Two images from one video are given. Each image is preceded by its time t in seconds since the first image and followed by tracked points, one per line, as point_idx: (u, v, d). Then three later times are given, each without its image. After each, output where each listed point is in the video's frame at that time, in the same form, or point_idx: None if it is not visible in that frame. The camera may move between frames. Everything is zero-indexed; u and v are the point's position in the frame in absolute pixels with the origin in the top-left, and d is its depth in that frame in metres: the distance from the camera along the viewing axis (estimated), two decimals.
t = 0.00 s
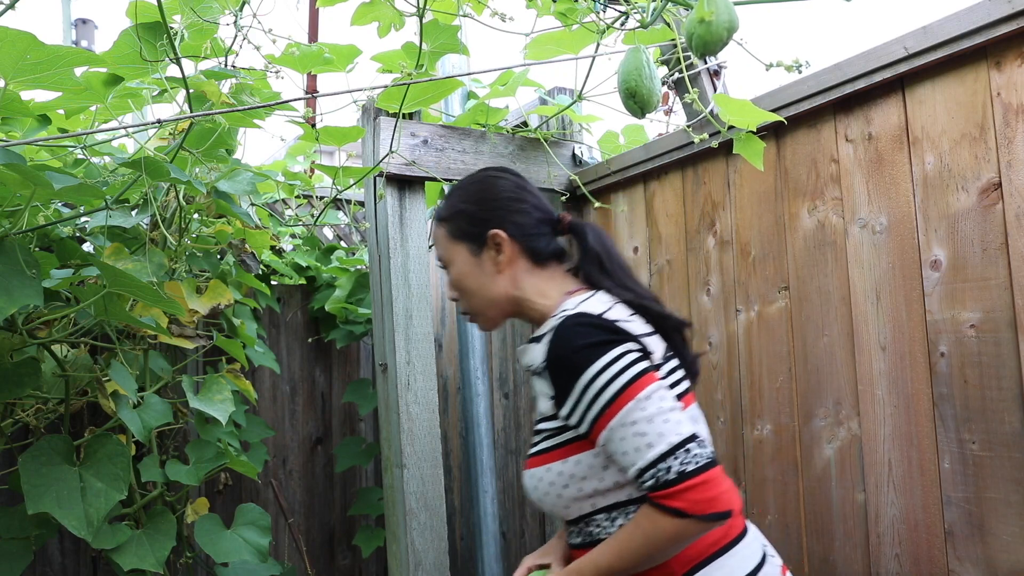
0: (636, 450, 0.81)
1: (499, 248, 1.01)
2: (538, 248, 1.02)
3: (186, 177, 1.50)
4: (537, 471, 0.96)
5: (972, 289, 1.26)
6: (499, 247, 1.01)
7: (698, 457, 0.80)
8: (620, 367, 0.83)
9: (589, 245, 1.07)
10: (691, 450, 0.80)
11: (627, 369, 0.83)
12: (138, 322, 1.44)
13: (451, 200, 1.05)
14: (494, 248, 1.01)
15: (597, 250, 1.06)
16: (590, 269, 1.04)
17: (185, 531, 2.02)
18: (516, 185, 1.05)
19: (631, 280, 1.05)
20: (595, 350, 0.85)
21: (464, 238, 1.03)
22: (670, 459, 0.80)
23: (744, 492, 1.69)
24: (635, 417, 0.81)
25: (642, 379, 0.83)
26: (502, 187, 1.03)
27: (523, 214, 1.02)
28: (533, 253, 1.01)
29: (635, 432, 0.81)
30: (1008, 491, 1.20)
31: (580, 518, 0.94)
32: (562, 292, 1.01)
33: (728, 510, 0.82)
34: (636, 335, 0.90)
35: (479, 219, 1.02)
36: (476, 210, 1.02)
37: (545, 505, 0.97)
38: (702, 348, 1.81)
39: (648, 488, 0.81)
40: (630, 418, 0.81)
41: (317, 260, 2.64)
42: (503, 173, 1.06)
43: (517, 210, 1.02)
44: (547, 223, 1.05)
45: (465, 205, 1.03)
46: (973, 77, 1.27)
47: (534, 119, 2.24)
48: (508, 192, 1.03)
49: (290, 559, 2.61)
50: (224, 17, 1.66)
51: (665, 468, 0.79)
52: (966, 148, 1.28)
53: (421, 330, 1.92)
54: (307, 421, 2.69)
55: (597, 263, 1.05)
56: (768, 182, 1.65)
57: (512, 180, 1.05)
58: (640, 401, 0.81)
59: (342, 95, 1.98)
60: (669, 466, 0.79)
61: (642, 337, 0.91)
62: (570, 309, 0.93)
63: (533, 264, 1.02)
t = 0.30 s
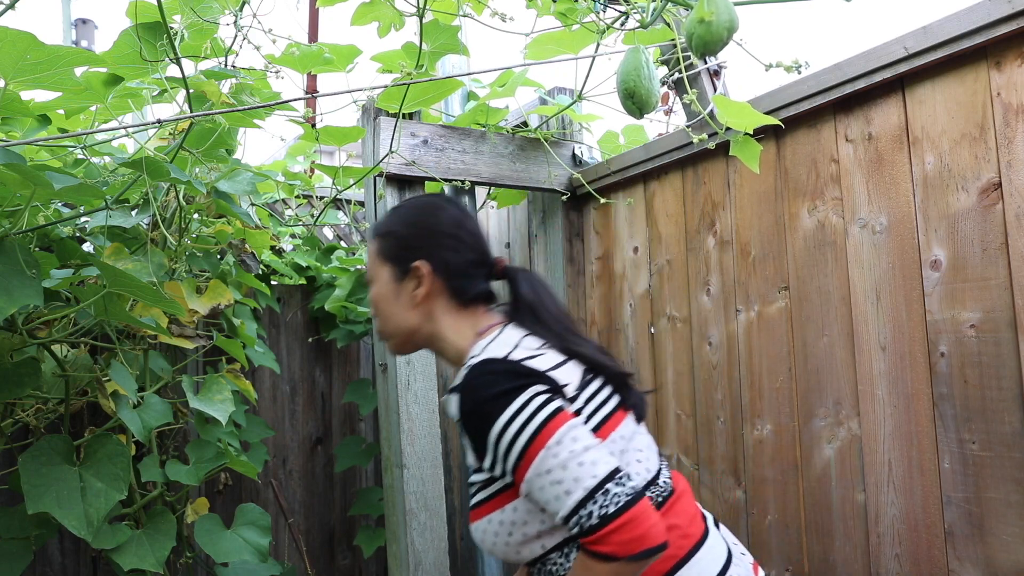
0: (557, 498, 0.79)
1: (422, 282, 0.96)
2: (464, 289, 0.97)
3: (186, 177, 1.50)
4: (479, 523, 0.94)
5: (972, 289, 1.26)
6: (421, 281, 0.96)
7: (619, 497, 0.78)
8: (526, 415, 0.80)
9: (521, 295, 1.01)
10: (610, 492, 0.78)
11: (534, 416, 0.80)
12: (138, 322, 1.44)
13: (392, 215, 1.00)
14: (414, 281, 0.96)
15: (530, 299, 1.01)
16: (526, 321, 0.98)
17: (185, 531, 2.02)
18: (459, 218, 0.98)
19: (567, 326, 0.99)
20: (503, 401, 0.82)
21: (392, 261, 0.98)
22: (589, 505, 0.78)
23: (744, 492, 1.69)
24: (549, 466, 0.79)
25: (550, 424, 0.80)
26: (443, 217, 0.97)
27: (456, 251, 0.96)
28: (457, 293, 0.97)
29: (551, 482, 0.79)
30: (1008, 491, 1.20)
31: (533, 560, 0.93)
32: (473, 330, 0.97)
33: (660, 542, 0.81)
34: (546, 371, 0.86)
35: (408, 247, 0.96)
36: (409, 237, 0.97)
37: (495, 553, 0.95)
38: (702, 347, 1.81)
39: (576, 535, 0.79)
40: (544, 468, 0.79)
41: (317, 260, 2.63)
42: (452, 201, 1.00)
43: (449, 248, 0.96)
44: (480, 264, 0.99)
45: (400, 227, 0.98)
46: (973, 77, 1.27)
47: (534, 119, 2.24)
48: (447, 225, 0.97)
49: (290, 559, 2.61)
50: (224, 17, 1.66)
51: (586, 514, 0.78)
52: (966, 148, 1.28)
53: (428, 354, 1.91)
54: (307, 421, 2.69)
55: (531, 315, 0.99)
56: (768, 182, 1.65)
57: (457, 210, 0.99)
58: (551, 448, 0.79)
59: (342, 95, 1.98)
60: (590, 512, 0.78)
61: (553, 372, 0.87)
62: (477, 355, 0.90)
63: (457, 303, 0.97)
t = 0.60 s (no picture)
0: (546, 512, 0.86)
1: (374, 298, 1.04)
2: (416, 293, 1.05)
3: (186, 177, 1.50)
4: (466, 538, 1.01)
5: (972, 290, 1.26)
6: (373, 294, 1.03)
7: (608, 511, 0.85)
8: (511, 431, 0.87)
9: (463, 289, 1.08)
10: (598, 505, 0.85)
11: (520, 431, 0.86)
12: (138, 322, 1.44)
13: (335, 233, 1.07)
14: (367, 298, 1.04)
15: (472, 291, 1.07)
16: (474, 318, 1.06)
17: (185, 531, 2.02)
18: (401, 231, 1.07)
19: (511, 311, 1.07)
20: (487, 414, 0.88)
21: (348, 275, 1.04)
22: (579, 520, 0.84)
23: (744, 492, 1.69)
24: (537, 481, 0.85)
25: (537, 438, 0.86)
26: (388, 232, 1.06)
27: (403, 262, 1.04)
28: (410, 298, 1.05)
29: (540, 495, 0.86)
30: (1008, 491, 1.20)
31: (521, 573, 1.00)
32: (444, 339, 1.05)
33: (651, 555, 0.88)
34: (527, 382, 0.93)
35: (358, 263, 1.04)
36: (353, 255, 1.04)
37: (484, 567, 1.02)
38: (702, 347, 1.81)
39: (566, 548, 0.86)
40: (532, 482, 0.86)
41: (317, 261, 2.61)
42: (390, 216, 1.09)
43: (393, 258, 1.04)
44: (425, 259, 1.07)
45: (337, 255, 1.05)
46: (973, 77, 1.27)
47: (534, 119, 2.24)
48: (393, 239, 1.06)
49: (290, 559, 2.61)
50: (224, 17, 1.66)
51: (576, 528, 0.84)
52: (966, 148, 1.28)
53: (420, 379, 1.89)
54: (307, 421, 2.69)
55: (477, 309, 1.06)
56: (768, 181, 1.65)
57: (395, 222, 1.08)
58: (538, 463, 0.86)
59: (342, 95, 1.98)
60: (580, 526, 0.84)
61: (534, 381, 0.94)
62: (455, 366, 0.97)
63: (414, 308, 1.06)
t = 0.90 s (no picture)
0: (556, 492, 0.84)
1: (379, 270, 1.00)
2: (422, 264, 1.01)
3: (186, 177, 1.50)
4: (465, 517, 1.00)
5: (971, 290, 1.26)
6: (378, 267, 1.00)
7: (621, 495, 0.84)
8: (527, 408, 0.85)
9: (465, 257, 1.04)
10: (611, 488, 0.83)
11: (535, 410, 0.85)
12: (138, 322, 1.44)
13: (333, 210, 1.04)
14: (372, 271, 1.00)
15: (474, 259, 1.04)
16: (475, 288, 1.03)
17: (185, 531, 2.02)
18: (401, 203, 1.04)
19: (512, 282, 1.04)
20: (500, 392, 0.87)
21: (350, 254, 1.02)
22: (591, 501, 0.83)
23: (744, 493, 1.69)
24: (550, 459, 0.84)
25: (552, 418, 0.85)
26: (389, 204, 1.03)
27: (405, 232, 1.01)
28: (416, 270, 1.01)
29: (552, 474, 0.84)
30: (1008, 491, 1.20)
31: (516, 557, 1.00)
32: (461, 315, 1.02)
33: (660, 546, 0.86)
34: (545, 365, 0.92)
35: (359, 237, 1.01)
36: (353, 229, 1.01)
37: (479, 548, 1.01)
38: (702, 347, 1.81)
39: (574, 530, 0.84)
40: (544, 460, 0.84)
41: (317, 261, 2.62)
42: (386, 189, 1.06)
43: (396, 229, 1.01)
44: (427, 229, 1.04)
45: (337, 233, 1.02)
46: (973, 77, 1.27)
47: (534, 119, 2.24)
48: (394, 210, 1.02)
49: (290, 559, 2.61)
50: (224, 17, 1.66)
51: (587, 509, 0.82)
52: (966, 148, 1.28)
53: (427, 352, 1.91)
54: (307, 421, 2.69)
55: (478, 278, 1.03)
56: (768, 182, 1.65)
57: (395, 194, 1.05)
58: (552, 440, 0.84)
59: (342, 95, 1.98)
60: (591, 507, 0.82)
61: (550, 365, 0.93)
62: (471, 341, 0.94)
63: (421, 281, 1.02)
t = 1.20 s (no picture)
0: (551, 473, 0.84)
1: (385, 249, 1.00)
2: (428, 249, 1.01)
3: (186, 177, 1.50)
4: (449, 501, 0.99)
5: (971, 289, 1.26)
6: (383, 246, 1.00)
7: (617, 476, 0.84)
8: (525, 391, 0.85)
9: (475, 243, 1.04)
10: (607, 469, 0.83)
11: (533, 394, 0.85)
12: (138, 322, 1.44)
13: (347, 183, 1.04)
14: (377, 250, 1.00)
15: (483, 246, 1.04)
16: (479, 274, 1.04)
17: (185, 531, 2.02)
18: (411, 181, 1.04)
19: (518, 269, 1.05)
20: (496, 376, 0.86)
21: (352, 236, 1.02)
22: (587, 480, 0.83)
23: (744, 493, 1.69)
24: (546, 440, 0.84)
25: (551, 401, 0.85)
26: (396, 185, 1.02)
27: (415, 215, 1.01)
28: (422, 253, 1.01)
29: (548, 455, 0.84)
30: (1008, 491, 1.20)
31: (494, 546, 0.99)
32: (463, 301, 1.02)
33: (655, 528, 0.85)
34: (545, 354, 0.92)
35: (365, 215, 1.01)
36: (363, 205, 1.01)
37: (461, 532, 1.00)
38: (702, 347, 1.81)
39: (568, 511, 0.83)
40: (541, 441, 0.84)
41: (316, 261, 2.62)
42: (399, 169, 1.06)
43: (402, 211, 1.00)
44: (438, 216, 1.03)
45: (347, 205, 1.02)
46: (973, 77, 1.27)
47: (534, 119, 2.24)
48: (402, 191, 1.02)
49: (290, 559, 2.61)
50: (224, 17, 1.66)
51: (583, 489, 0.82)
52: (966, 148, 1.28)
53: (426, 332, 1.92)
54: (307, 421, 2.69)
55: (485, 265, 1.04)
56: (768, 182, 1.65)
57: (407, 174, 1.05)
58: (550, 422, 0.84)
59: (342, 95, 1.98)
60: (587, 487, 0.82)
61: (551, 355, 0.93)
62: (471, 325, 0.94)
63: (425, 264, 1.01)
